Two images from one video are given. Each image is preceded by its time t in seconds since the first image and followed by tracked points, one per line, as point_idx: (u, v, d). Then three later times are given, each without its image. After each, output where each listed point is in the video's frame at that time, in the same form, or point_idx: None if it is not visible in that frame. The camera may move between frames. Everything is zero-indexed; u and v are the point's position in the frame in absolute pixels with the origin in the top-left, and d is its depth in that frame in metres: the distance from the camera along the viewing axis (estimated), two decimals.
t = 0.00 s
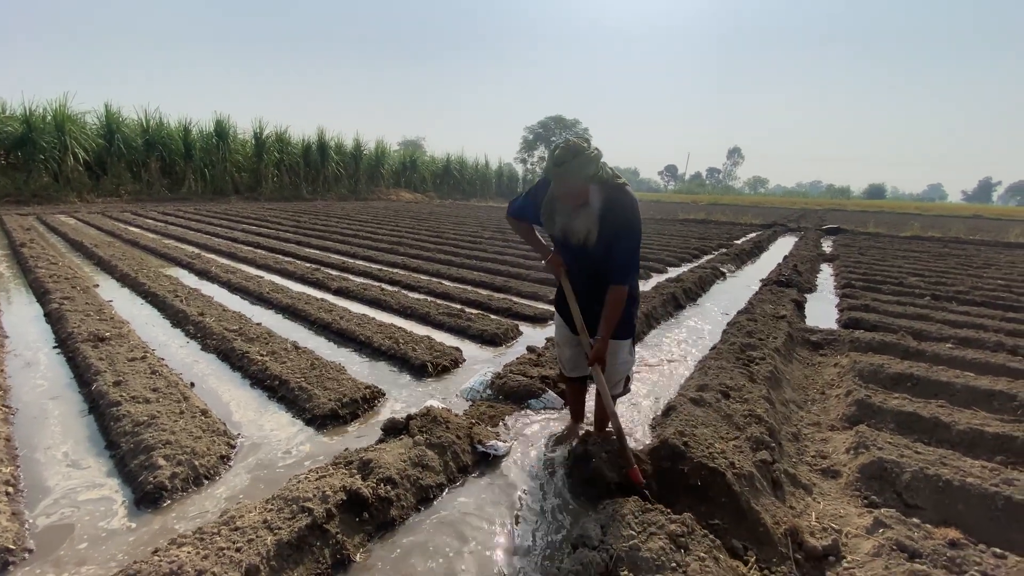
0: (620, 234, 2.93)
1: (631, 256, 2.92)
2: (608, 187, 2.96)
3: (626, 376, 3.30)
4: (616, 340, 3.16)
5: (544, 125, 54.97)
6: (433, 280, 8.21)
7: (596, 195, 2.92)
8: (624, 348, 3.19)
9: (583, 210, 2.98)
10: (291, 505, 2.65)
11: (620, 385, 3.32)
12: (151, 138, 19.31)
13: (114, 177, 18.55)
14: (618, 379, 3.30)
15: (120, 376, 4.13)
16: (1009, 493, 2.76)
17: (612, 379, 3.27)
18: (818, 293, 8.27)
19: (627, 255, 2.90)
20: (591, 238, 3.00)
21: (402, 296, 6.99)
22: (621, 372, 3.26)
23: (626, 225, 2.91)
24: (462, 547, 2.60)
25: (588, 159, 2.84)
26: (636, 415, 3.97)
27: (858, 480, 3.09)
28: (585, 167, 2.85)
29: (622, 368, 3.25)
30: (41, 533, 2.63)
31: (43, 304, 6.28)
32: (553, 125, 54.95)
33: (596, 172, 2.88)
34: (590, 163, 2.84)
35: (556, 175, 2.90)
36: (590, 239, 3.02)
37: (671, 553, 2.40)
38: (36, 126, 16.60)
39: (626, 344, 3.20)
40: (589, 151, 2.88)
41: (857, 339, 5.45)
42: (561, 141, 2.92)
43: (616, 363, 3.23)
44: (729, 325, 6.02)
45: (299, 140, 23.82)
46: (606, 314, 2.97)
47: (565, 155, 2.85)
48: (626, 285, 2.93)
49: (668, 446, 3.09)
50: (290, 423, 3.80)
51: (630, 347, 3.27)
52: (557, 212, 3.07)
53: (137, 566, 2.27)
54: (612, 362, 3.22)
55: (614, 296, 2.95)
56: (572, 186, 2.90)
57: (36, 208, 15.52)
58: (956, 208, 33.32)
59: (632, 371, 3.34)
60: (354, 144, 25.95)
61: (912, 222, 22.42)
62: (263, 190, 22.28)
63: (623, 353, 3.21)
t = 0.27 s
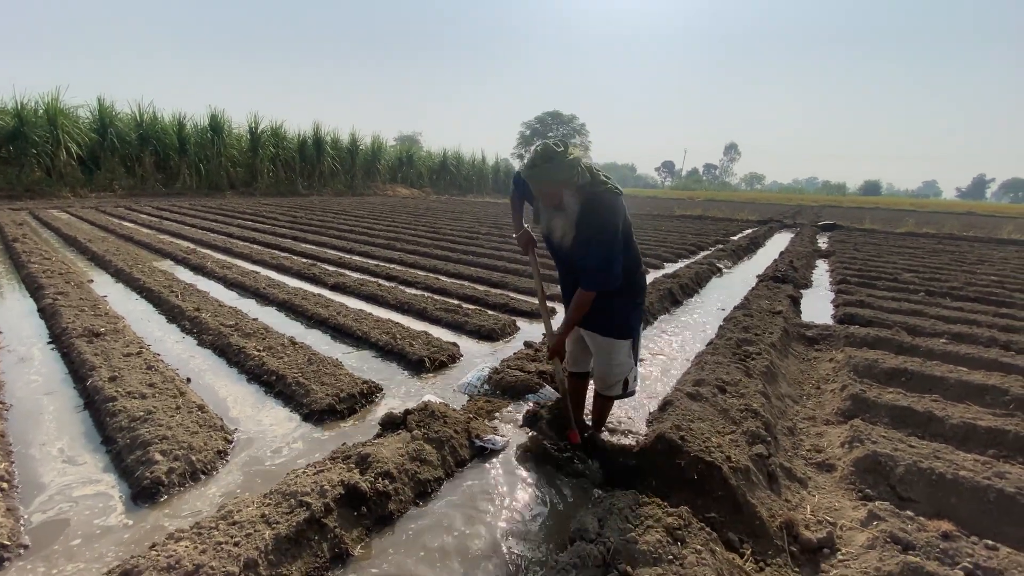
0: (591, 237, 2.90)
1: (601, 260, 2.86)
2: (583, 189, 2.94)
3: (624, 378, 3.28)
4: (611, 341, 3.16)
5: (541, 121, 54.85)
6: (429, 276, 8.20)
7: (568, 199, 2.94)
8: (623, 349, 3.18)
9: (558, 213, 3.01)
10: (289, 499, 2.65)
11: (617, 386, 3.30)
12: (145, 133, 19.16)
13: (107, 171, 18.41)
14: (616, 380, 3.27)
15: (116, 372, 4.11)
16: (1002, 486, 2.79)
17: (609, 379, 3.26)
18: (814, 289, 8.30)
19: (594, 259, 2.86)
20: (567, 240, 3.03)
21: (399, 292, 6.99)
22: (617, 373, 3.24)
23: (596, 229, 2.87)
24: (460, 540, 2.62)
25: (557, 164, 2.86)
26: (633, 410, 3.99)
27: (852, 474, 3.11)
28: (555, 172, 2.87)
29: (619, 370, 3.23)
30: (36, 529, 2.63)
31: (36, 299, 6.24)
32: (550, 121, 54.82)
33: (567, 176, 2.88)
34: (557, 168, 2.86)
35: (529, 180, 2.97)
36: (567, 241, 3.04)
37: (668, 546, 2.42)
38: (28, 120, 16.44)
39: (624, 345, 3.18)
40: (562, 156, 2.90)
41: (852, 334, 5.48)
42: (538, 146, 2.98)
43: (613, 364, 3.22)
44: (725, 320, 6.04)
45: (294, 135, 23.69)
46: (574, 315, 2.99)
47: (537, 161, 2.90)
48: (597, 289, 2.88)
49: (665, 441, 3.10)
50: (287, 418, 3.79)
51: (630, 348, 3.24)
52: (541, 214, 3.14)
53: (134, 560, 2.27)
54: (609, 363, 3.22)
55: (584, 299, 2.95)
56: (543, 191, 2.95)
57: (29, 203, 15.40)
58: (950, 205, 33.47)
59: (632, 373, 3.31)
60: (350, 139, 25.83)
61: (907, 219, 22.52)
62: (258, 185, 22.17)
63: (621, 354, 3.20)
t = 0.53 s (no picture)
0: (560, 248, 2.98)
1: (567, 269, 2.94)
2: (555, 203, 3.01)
3: (622, 381, 3.26)
4: (608, 345, 3.15)
5: (540, 117, 54.75)
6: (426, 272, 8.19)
7: (541, 215, 3.03)
8: (623, 353, 3.16)
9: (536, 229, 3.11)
10: (285, 496, 2.65)
11: (615, 388, 3.28)
12: (141, 128, 19.07)
13: (103, 167, 18.33)
14: (612, 382, 3.26)
15: (111, 368, 4.10)
16: (997, 483, 2.80)
17: (607, 381, 3.26)
18: (811, 287, 8.31)
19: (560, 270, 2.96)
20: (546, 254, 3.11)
21: (396, 288, 6.97)
22: (615, 375, 3.23)
23: (564, 240, 2.95)
24: (456, 536, 2.61)
25: (525, 184, 2.96)
26: (630, 406, 3.99)
27: (848, 470, 3.13)
28: (523, 192, 2.97)
29: (617, 373, 3.22)
30: (32, 525, 2.62)
31: (31, 295, 6.21)
32: (548, 118, 54.72)
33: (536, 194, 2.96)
34: (524, 186, 2.94)
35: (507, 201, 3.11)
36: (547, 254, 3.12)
37: (663, 542, 2.42)
38: (24, 115, 16.34)
39: (625, 350, 3.16)
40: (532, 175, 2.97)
41: (849, 331, 5.49)
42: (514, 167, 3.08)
43: (612, 367, 3.21)
44: (722, 317, 6.04)
45: (291, 131, 23.59)
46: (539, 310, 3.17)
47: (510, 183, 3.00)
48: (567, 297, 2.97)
49: (661, 437, 3.11)
50: (283, 415, 3.79)
51: (631, 352, 3.21)
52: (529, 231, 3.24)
53: (129, 557, 2.26)
54: (608, 365, 3.21)
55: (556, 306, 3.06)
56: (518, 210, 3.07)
57: (24, 199, 15.32)
58: (947, 203, 33.54)
59: (632, 376, 3.28)
60: (347, 135, 25.74)
61: (904, 216, 22.54)
62: (255, 181, 22.10)
63: (620, 357, 3.18)
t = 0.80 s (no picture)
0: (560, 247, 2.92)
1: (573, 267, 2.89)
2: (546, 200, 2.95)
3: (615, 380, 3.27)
4: (606, 342, 3.17)
5: (539, 115, 54.67)
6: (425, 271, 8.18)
7: (535, 215, 2.94)
8: (616, 351, 3.18)
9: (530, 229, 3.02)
10: (281, 494, 2.65)
11: (608, 386, 3.30)
12: (140, 125, 19.03)
13: (102, 165, 18.29)
14: (605, 380, 3.28)
15: (108, 366, 4.09)
16: (993, 482, 2.80)
17: (598, 380, 3.28)
18: (809, 285, 8.31)
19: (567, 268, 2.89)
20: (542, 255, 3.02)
21: (395, 286, 6.96)
22: (607, 374, 3.25)
23: (564, 239, 2.89)
24: (452, 535, 2.61)
25: (515, 183, 2.86)
26: (627, 405, 3.99)
27: (844, 469, 3.13)
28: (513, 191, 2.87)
29: (610, 371, 3.24)
30: (28, 523, 2.61)
31: (29, 293, 6.20)
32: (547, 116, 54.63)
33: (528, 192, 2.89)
34: (516, 186, 2.84)
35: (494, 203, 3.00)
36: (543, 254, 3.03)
37: (659, 540, 2.42)
38: (22, 112, 16.28)
39: (618, 348, 3.18)
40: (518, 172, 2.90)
41: (846, 330, 5.49)
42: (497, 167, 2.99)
43: (604, 366, 3.23)
44: (720, 316, 6.04)
45: (290, 128, 23.54)
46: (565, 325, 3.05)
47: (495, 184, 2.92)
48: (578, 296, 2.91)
49: (657, 436, 3.11)
50: (280, 413, 3.78)
51: (625, 350, 3.22)
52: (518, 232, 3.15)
53: (124, 555, 2.26)
54: (601, 364, 3.24)
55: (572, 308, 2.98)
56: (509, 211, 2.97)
57: (22, 196, 15.28)
58: (946, 202, 33.56)
59: (627, 375, 3.28)
60: (346, 133, 25.69)
61: (903, 215, 22.56)
62: (254, 179, 22.07)
63: (614, 355, 3.20)
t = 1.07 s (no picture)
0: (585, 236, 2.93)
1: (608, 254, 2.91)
2: (560, 193, 2.96)
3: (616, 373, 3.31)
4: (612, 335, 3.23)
5: (538, 114, 54.63)
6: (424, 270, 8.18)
7: (551, 205, 2.92)
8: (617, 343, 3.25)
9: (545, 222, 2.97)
10: (282, 493, 2.65)
11: (609, 380, 3.33)
12: (138, 124, 18.98)
13: (100, 163, 18.24)
14: (606, 374, 3.31)
15: (108, 365, 4.09)
16: (993, 481, 2.81)
17: (600, 375, 3.31)
18: (809, 285, 8.32)
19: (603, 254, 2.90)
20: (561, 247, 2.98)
21: (394, 285, 6.96)
22: (609, 367, 3.28)
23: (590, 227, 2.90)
24: (453, 535, 2.60)
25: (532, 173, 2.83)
26: (627, 404, 4.00)
27: (844, 468, 3.13)
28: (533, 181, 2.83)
29: (612, 364, 3.28)
30: (28, 523, 2.61)
31: (27, 292, 6.19)
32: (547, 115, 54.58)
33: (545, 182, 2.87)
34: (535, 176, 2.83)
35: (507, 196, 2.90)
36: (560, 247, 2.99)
37: (660, 540, 2.43)
38: (19, 110, 16.24)
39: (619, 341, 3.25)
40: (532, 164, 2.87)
41: (846, 329, 5.50)
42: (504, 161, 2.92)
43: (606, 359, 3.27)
44: (720, 315, 6.05)
45: (289, 127, 23.50)
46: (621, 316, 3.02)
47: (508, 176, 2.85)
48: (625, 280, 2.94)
49: (658, 435, 3.13)
50: (279, 412, 3.78)
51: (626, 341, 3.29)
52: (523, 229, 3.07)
53: (126, 555, 2.26)
54: (603, 358, 3.27)
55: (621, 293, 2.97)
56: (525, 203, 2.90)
57: (20, 194, 15.25)
58: (944, 201, 33.62)
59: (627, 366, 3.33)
60: (345, 131, 25.66)
61: (902, 215, 22.59)
62: (252, 178, 22.02)
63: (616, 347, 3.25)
